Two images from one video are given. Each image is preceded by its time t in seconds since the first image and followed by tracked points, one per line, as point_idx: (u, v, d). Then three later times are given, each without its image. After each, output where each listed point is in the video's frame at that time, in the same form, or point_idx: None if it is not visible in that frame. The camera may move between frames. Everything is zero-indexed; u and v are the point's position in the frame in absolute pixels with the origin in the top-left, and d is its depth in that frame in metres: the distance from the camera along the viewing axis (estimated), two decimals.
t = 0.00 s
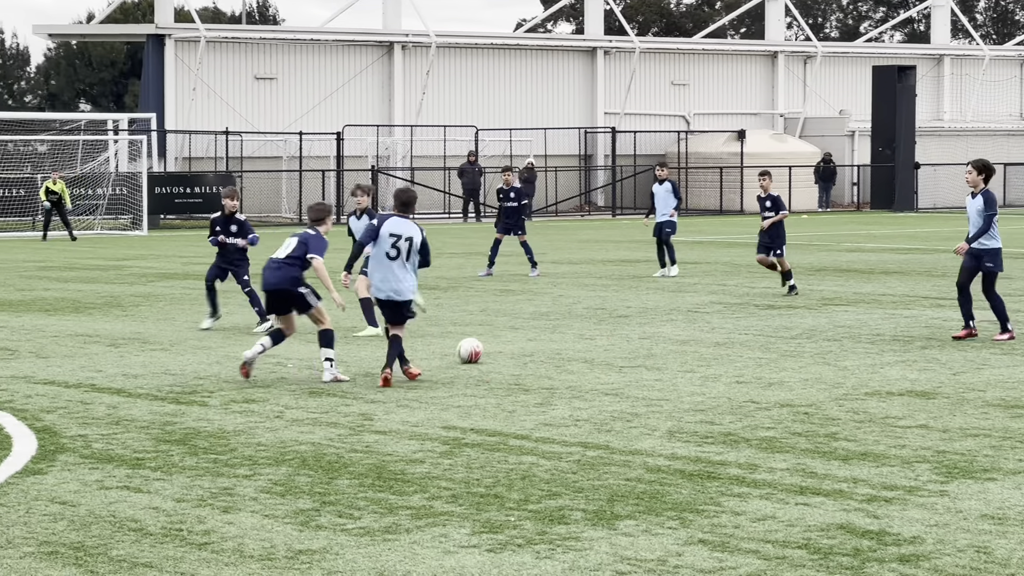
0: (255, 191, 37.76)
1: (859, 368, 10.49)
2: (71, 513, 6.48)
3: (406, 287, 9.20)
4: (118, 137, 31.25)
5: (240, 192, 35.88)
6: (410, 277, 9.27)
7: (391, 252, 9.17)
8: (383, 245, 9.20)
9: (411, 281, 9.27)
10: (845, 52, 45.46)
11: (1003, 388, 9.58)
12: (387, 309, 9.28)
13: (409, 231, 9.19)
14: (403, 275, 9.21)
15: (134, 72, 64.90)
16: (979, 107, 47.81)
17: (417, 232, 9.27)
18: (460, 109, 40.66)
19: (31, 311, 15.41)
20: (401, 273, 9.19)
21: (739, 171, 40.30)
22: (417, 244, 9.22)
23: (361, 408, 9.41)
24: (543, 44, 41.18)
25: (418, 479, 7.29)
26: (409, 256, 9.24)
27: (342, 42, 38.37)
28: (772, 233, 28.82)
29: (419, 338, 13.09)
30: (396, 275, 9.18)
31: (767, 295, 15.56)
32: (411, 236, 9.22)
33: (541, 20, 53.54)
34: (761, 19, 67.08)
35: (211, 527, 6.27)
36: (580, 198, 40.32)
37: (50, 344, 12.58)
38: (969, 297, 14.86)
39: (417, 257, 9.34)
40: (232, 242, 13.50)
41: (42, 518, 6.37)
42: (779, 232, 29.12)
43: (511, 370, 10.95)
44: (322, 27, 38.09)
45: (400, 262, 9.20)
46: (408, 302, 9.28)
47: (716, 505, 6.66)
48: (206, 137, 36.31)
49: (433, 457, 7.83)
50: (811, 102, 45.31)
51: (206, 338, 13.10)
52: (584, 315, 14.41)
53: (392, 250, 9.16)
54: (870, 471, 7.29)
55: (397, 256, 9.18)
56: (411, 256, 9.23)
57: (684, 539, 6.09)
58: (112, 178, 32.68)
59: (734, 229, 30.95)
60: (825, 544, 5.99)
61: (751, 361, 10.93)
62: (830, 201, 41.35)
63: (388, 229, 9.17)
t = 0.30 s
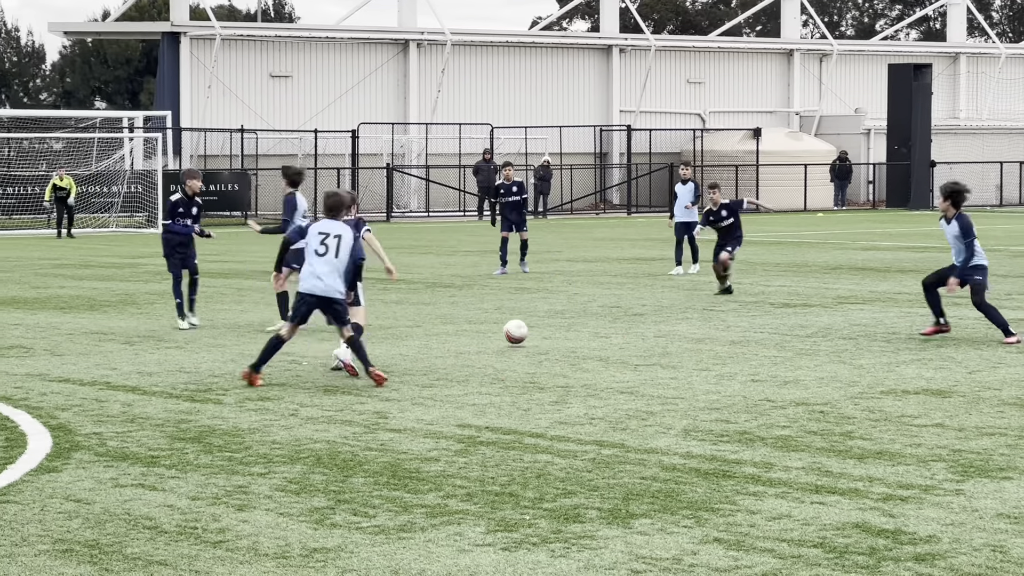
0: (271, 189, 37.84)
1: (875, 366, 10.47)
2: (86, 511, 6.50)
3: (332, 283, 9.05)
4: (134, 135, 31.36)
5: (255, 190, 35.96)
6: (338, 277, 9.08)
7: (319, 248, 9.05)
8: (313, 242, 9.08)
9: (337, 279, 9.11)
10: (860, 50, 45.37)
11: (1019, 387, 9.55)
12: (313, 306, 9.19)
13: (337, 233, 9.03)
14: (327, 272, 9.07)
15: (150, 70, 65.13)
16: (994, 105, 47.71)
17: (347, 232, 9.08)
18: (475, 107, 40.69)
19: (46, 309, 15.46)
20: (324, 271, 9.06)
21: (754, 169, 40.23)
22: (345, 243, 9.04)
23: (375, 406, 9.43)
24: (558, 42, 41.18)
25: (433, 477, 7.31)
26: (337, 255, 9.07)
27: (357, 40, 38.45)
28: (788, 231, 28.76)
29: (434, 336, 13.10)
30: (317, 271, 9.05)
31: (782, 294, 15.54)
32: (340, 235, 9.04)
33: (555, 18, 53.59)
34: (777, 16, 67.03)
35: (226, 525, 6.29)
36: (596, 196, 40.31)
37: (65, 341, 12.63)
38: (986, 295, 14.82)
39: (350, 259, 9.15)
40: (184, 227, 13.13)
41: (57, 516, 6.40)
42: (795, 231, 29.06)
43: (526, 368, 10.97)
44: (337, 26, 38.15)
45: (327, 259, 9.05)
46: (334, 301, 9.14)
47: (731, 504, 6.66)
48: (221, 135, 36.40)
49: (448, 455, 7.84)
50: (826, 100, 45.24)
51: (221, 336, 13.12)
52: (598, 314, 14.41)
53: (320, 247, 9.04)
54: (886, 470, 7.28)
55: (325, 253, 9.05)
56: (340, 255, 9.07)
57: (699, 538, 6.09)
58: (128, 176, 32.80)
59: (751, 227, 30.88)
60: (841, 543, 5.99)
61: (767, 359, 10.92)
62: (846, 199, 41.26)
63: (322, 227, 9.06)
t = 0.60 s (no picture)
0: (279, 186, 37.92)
1: (881, 364, 10.48)
2: (93, 509, 6.54)
3: (300, 281, 9.03)
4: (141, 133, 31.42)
5: (262, 188, 36.02)
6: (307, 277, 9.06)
7: (290, 251, 9.13)
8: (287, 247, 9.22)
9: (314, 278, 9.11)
10: (868, 48, 45.34)
11: None
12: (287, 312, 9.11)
13: (307, 232, 9.17)
14: (297, 271, 9.07)
15: (158, 68, 65.30)
16: (1001, 103, 47.72)
17: (317, 231, 9.20)
18: (483, 105, 40.74)
19: (54, 306, 15.52)
20: (297, 270, 9.05)
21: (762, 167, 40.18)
22: (314, 241, 9.14)
23: (383, 403, 9.47)
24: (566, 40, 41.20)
25: (440, 475, 7.34)
26: (308, 254, 9.13)
27: (365, 38, 38.49)
28: (794, 229, 28.76)
29: (442, 334, 13.13)
30: (291, 270, 9.05)
31: (790, 292, 15.58)
32: (309, 235, 9.16)
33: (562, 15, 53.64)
34: (784, 15, 67.09)
35: (233, 522, 6.33)
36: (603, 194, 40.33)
37: (73, 339, 12.68)
38: (992, 293, 14.83)
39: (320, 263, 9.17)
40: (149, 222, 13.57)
41: (63, 513, 6.43)
42: (801, 229, 29.05)
43: (533, 366, 11.00)
44: (345, 24, 38.19)
45: (298, 259, 9.10)
46: (312, 303, 9.09)
47: (738, 502, 6.68)
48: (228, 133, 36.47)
49: (455, 453, 7.87)
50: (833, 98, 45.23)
51: (229, 334, 13.16)
52: (606, 311, 14.44)
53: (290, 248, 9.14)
54: (892, 468, 7.31)
55: (295, 253, 9.12)
56: (310, 253, 9.13)
57: (706, 535, 6.12)
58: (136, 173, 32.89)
59: (758, 224, 30.89)
60: (847, 541, 6.01)
61: (774, 357, 10.93)
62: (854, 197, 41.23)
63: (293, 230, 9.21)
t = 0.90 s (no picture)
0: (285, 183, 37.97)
1: (886, 361, 10.48)
2: (96, 505, 6.56)
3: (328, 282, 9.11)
4: (147, 129, 31.42)
5: (268, 185, 36.06)
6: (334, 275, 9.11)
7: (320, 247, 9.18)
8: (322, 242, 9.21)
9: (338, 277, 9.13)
10: (873, 46, 45.31)
11: None
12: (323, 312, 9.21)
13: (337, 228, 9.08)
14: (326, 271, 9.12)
15: (163, 64, 65.37)
16: (1006, 101, 47.69)
17: (341, 227, 9.07)
18: (488, 102, 40.73)
19: (59, 302, 15.55)
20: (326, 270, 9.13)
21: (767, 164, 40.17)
22: (335, 238, 9.05)
23: (388, 400, 9.48)
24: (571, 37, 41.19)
25: (444, 471, 7.35)
26: (333, 252, 9.10)
27: (370, 35, 38.48)
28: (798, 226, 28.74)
29: (446, 330, 13.13)
30: (318, 270, 9.17)
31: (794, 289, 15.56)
32: (335, 232, 9.07)
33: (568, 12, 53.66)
34: (790, 12, 67.12)
35: (237, 519, 6.33)
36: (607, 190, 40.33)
37: (78, 335, 12.70)
38: (997, 291, 14.81)
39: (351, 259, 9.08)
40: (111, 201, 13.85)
41: (67, 510, 6.44)
42: (806, 226, 29.03)
43: (538, 363, 11.00)
44: (350, 20, 38.20)
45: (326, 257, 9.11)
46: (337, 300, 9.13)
47: (743, 499, 6.68)
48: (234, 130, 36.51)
49: (460, 450, 7.88)
50: (839, 96, 45.20)
51: (234, 330, 13.19)
52: (611, 308, 14.44)
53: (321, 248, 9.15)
54: (896, 465, 7.30)
55: (323, 251, 9.13)
56: (334, 251, 9.09)
57: (711, 532, 6.12)
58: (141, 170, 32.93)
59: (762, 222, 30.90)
60: (853, 538, 6.01)
61: (779, 355, 10.93)
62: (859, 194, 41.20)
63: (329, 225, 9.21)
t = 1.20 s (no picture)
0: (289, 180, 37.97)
1: (890, 358, 10.47)
2: (101, 502, 6.56)
3: (411, 271, 8.92)
4: (150, 126, 31.42)
5: (272, 182, 36.07)
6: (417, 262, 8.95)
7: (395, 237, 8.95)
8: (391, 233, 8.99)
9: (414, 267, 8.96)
10: (877, 43, 45.28)
11: None
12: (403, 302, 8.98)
13: (412, 216, 8.93)
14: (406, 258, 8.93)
15: (166, 61, 65.27)
16: (1010, 98, 47.66)
17: (419, 216, 8.93)
18: (492, 98, 40.72)
19: (63, 298, 15.57)
20: (404, 259, 8.94)
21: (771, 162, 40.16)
22: (417, 227, 8.89)
23: (392, 397, 9.48)
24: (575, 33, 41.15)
25: (449, 468, 7.35)
26: (413, 240, 8.94)
27: (374, 31, 38.46)
28: (802, 223, 28.72)
29: (449, 327, 13.13)
30: (397, 261, 8.96)
31: (799, 286, 15.54)
32: (413, 220, 8.92)
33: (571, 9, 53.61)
34: (794, 9, 67.10)
35: (241, 516, 6.33)
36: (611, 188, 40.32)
37: (82, 332, 12.70)
38: (1001, 288, 14.79)
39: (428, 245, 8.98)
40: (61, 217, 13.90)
41: (72, 507, 6.44)
42: (809, 223, 29.01)
43: (543, 360, 10.99)
44: (354, 17, 38.19)
45: (403, 246, 8.93)
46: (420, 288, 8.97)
47: (748, 496, 6.68)
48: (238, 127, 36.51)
49: (465, 447, 7.88)
50: (843, 93, 45.17)
51: (238, 327, 13.19)
52: (615, 305, 14.44)
53: (395, 238, 8.94)
54: (901, 462, 7.29)
55: (401, 240, 8.93)
56: (414, 239, 8.93)
57: (716, 530, 6.11)
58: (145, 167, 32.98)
59: (767, 218, 30.87)
60: (857, 535, 6.00)
61: (783, 351, 10.92)
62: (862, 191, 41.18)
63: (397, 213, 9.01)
